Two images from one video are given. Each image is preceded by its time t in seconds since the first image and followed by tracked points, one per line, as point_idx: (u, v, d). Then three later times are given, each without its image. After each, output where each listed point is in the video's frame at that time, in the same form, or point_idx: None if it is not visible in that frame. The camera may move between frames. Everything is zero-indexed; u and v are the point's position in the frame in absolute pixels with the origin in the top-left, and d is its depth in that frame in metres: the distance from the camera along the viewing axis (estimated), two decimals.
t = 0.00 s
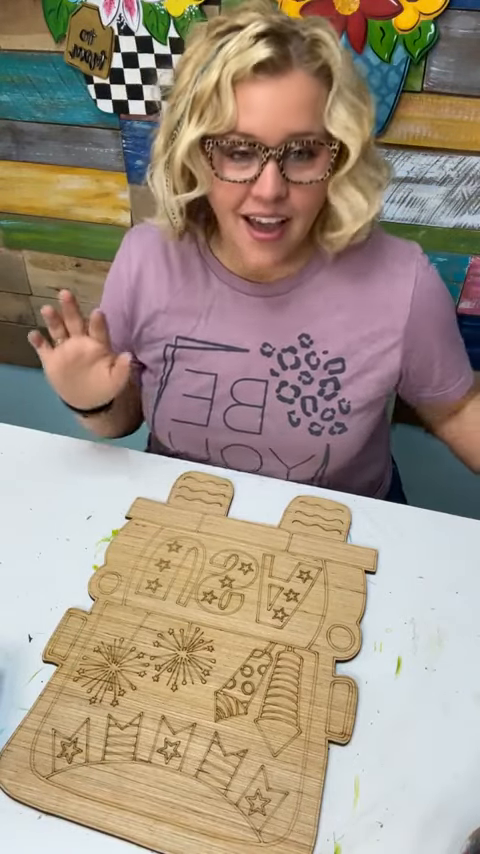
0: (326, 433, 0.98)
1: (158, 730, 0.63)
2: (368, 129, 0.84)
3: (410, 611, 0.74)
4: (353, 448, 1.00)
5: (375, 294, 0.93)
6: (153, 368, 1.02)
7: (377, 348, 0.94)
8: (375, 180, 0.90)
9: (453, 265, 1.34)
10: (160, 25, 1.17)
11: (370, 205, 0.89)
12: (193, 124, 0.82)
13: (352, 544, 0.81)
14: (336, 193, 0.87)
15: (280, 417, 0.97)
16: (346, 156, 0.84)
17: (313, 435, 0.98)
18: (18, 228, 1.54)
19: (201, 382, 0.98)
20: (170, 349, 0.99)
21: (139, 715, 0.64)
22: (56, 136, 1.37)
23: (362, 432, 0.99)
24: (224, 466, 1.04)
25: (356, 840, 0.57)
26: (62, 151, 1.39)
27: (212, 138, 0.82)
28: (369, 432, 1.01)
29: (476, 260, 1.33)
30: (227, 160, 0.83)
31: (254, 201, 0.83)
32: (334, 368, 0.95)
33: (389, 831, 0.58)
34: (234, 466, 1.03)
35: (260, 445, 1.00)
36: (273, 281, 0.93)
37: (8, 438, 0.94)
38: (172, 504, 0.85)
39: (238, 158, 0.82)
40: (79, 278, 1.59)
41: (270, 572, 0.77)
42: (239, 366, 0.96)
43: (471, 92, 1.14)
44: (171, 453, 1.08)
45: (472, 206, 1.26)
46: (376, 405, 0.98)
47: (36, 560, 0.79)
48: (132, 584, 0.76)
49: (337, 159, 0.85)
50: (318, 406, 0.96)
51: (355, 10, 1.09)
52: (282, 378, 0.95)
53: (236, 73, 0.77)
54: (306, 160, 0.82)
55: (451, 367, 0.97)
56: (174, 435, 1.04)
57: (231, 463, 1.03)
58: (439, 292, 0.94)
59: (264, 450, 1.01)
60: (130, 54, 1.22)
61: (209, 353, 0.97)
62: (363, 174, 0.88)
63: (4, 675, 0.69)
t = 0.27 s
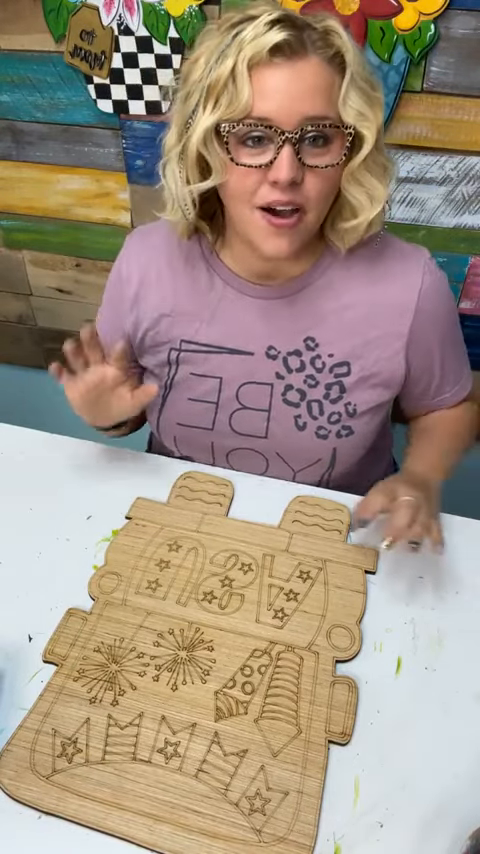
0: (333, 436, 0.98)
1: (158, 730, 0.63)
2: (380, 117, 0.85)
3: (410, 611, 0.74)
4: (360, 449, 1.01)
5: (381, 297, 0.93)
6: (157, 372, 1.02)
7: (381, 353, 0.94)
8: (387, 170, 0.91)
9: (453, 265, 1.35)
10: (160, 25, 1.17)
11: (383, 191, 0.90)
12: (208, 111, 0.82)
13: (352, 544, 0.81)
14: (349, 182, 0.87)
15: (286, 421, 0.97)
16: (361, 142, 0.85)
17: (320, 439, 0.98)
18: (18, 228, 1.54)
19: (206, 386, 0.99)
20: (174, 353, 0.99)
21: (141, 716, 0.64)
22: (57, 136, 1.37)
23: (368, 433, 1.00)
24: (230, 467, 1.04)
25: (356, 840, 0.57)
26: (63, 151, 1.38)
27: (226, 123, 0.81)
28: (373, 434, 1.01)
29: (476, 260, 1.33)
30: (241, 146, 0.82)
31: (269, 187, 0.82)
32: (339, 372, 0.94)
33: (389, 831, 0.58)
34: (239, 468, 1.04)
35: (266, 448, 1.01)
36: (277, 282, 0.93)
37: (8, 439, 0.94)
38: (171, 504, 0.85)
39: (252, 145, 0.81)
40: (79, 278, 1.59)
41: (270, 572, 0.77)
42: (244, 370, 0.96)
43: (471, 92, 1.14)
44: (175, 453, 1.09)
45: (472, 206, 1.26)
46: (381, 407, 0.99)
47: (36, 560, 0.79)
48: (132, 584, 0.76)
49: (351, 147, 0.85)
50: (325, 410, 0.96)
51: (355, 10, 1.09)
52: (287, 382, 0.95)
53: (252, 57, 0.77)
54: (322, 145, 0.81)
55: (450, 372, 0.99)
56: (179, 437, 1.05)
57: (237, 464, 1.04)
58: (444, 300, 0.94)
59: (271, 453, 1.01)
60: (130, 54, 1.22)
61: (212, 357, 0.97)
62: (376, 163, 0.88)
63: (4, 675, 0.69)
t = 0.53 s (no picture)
0: (331, 442, 0.99)
1: (158, 730, 0.63)
2: (379, 116, 0.85)
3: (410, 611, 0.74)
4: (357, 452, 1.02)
5: (380, 304, 0.92)
6: (154, 375, 1.02)
7: (378, 362, 0.94)
8: (388, 169, 0.90)
9: (453, 264, 1.35)
10: (160, 25, 1.17)
11: (383, 189, 0.90)
12: (203, 113, 0.82)
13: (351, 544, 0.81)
14: (349, 180, 0.87)
15: (283, 425, 0.97)
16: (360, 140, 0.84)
17: (318, 444, 0.99)
18: (18, 228, 1.54)
19: (204, 390, 0.99)
20: (172, 356, 0.99)
21: (142, 717, 0.64)
22: (57, 136, 1.37)
23: (366, 439, 1.01)
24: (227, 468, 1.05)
25: (356, 840, 0.57)
26: (62, 151, 1.39)
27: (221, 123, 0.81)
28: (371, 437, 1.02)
29: (476, 260, 1.33)
30: (237, 146, 0.82)
31: (266, 187, 0.81)
32: (337, 378, 0.94)
33: (389, 831, 0.58)
34: (237, 468, 1.05)
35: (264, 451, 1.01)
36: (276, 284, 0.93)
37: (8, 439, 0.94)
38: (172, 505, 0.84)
39: (248, 144, 0.81)
40: (79, 278, 1.59)
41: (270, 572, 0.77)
42: (242, 374, 0.96)
43: (471, 92, 1.14)
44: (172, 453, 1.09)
45: (472, 206, 1.26)
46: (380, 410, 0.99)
47: (36, 561, 0.79)
48: (132, 584, 0.76)
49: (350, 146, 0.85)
50: (322, 416, 0.96)
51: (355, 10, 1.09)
52: (285, 387, 0.95)
53: (246, 58, 0.77)
54: (319, 143, 0.81)
55: (445, 381, 0.99)
56: (176, 440, 1.06)
57: (233, 465, 1.05)
58: (443, 311, 0.94)
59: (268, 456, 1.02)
60: (130, 54, 1.22)
61: (210, 361, 0.97)
62: (376, 162, 0.88)
63: (4, 675, 0.69)
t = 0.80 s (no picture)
0: (329, 443, 0.99)
1: (157, 730, 0.63)
2: (380, 121, 0.84)
3: (410, 611, 0.74)
4: (355, 453, 1.02)
5: (380, 306, 0.92)
6: (153, 375, 1.02)
7: (377, 363, 0.94)
8: (387, 175, 0.90)
9: (453, 264, 1.34)
10: (160, 25, 1.17)
11: (380, 200, 0.89)
12: (203, 109, 0.82)
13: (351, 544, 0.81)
14: (346, 186, 0.86)
15: (281, 426, 0.98)
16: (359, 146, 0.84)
17: (316, 445, 0.99)
18: (18, 228, 1.54)
19: (202, 391, 0.99)
20: (170, 355, 0.99)
21: (141, 717, 0.64)
22: (56, 136, 1.37)
23: (364, 441, 1.01)
24: (225, 467, 1.06)
25: (356, 840, 0.57)
26: (63, 151, 1.39)
27: (219, 120, 0.82)
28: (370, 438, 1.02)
29: (476, 260, 1.33)
30: (234, 145, 0.82)
31: (260, 188, 0.81)
32: (335, 380, 0.94)
33: (389, 831, 0.58)
34: (236, 468, 1.05)
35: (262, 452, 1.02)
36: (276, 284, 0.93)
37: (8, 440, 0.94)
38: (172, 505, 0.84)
39: (246, 143, 0.81)
40: (79, 278, 1.59)
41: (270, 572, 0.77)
42: (240, 375, 0.96)
43: (471, 92, 1.14)
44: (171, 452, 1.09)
45: (472, 206, 1.26)
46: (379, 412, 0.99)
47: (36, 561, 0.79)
48: (132, 584, 0.76)
49: (349, 151, 0.85)
50: (320, 417, 0.96)
51: (355, 10, 1.09)
52: (283, 388, 0.95)
53: (246, 57, 0.77)
54: (317, 147, 0.81)
55: (443, 385, 0.99)
56: (174, 440, 1.06)
57: (232, 464, 1.05)
58: (442, 313, 0.94)
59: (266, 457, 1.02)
60: (130, 54, 1.22)
61: (209, 361, 0.96)
62: (375, 168, 0.88)
63: (4, 675, 0.69)
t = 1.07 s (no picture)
0: (331, 443, 0.99)
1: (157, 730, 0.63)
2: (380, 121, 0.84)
3: (410, 611, 0.74)
4: (357, 453, 1.02)
5: (382, 306, 0.92)
6: (155, 374, 1.02)
7: (379, 363, 0.94)
8: (389, 175, 0.90)
9: (453, 264, 1.34)
10: (160, 25, 1.17)
11: (380, 198, 0.88)
12: (203, 113, 0.82)
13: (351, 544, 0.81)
14: (346, 185, 0.87)
15: (284, 426, 0.98)
16: (359, 145, 0.84)
17: (318, 445, 0.99)
18: (18, 228, 1.54)
19: (205, 390, 0.99)
20: (173, 354, 0.99)
21: (141, 716, 0.64)
22: (56, 136, 1.37)
23: (366, 440, 1.01)
24: (227, 467, 1.06)
25: (356, 840, 0.57)
26: (63, 151, 1.39)
27: (220, 123, 0.82)
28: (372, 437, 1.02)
29: (476, 260, 1.33)
30: (235, 147, 0.82)
31: (262, 188, 0.82)
32: (338, 381, 0.94)
33: (389, 831, 0.58)
34: (237, 468, 1.05)
35: (264, 451, 1.01)
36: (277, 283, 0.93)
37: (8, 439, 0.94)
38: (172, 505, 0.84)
39: (246, 145, 0.82)
40: (79, 278, 1.59)
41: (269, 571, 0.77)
42: (243, 375, 0.96)
43: (471, 92, 1.14)
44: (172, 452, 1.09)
45: (472, 206, 1.26)
46: (381, 412, 0.99)
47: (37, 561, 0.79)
48: (132, 584, 0.76)
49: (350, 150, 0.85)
50: (323, 417, 0.97)
51: (355, 10, 1.09)
52: (286, 388, 0.95)
53: (246, 59, 0.77)
54: (318, 147, 0.81)
55: (446, 385, 0.99)
56: (177, 440, 1.06)
57: (234, 465, 1.05)
58: (445, 313, 0.94)
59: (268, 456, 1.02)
60: (130, 54, 1.22)
61: (212, 360, 0.96)
62: (376, 168, 0.88)
63: (4, 675, 0.69)
